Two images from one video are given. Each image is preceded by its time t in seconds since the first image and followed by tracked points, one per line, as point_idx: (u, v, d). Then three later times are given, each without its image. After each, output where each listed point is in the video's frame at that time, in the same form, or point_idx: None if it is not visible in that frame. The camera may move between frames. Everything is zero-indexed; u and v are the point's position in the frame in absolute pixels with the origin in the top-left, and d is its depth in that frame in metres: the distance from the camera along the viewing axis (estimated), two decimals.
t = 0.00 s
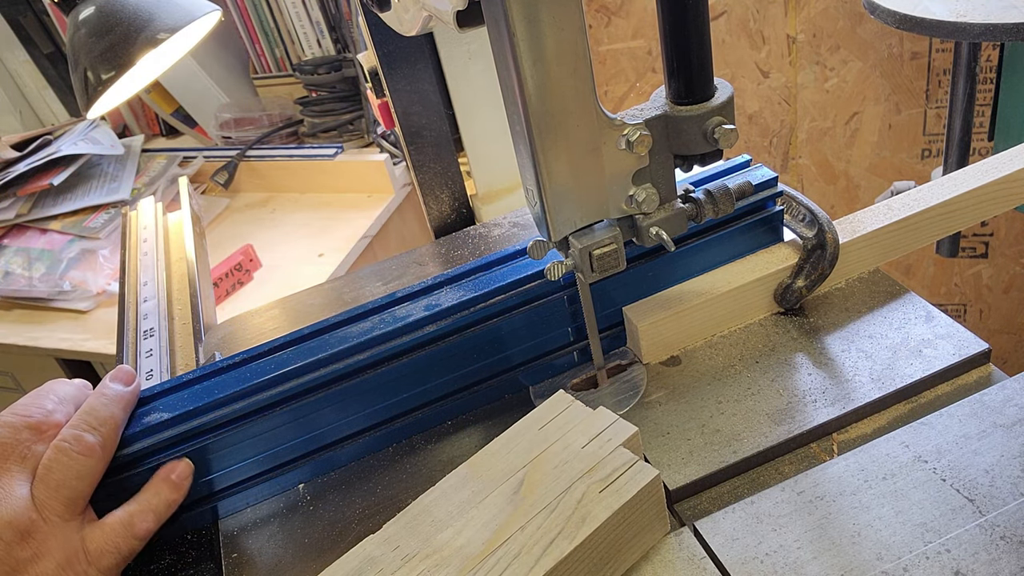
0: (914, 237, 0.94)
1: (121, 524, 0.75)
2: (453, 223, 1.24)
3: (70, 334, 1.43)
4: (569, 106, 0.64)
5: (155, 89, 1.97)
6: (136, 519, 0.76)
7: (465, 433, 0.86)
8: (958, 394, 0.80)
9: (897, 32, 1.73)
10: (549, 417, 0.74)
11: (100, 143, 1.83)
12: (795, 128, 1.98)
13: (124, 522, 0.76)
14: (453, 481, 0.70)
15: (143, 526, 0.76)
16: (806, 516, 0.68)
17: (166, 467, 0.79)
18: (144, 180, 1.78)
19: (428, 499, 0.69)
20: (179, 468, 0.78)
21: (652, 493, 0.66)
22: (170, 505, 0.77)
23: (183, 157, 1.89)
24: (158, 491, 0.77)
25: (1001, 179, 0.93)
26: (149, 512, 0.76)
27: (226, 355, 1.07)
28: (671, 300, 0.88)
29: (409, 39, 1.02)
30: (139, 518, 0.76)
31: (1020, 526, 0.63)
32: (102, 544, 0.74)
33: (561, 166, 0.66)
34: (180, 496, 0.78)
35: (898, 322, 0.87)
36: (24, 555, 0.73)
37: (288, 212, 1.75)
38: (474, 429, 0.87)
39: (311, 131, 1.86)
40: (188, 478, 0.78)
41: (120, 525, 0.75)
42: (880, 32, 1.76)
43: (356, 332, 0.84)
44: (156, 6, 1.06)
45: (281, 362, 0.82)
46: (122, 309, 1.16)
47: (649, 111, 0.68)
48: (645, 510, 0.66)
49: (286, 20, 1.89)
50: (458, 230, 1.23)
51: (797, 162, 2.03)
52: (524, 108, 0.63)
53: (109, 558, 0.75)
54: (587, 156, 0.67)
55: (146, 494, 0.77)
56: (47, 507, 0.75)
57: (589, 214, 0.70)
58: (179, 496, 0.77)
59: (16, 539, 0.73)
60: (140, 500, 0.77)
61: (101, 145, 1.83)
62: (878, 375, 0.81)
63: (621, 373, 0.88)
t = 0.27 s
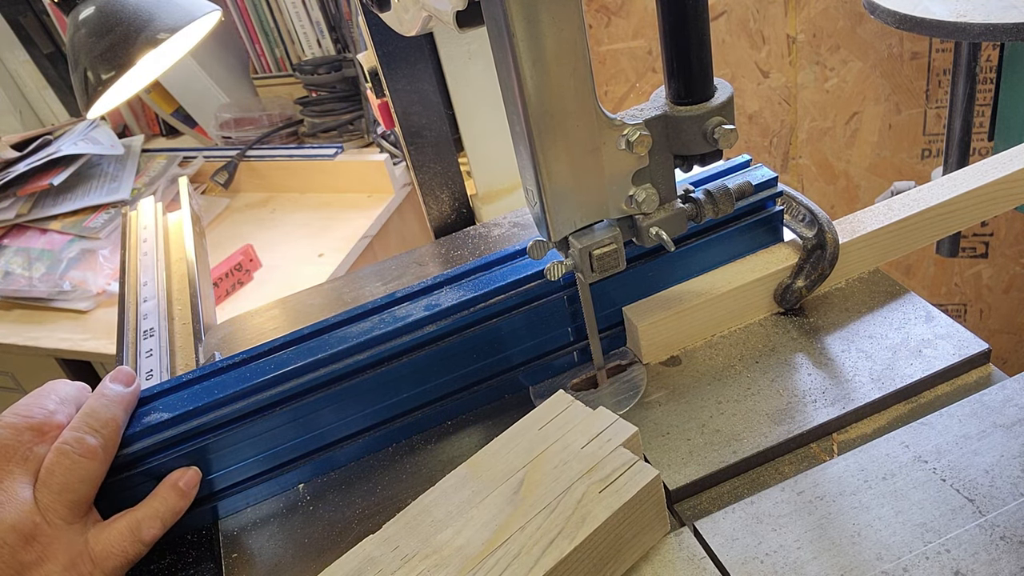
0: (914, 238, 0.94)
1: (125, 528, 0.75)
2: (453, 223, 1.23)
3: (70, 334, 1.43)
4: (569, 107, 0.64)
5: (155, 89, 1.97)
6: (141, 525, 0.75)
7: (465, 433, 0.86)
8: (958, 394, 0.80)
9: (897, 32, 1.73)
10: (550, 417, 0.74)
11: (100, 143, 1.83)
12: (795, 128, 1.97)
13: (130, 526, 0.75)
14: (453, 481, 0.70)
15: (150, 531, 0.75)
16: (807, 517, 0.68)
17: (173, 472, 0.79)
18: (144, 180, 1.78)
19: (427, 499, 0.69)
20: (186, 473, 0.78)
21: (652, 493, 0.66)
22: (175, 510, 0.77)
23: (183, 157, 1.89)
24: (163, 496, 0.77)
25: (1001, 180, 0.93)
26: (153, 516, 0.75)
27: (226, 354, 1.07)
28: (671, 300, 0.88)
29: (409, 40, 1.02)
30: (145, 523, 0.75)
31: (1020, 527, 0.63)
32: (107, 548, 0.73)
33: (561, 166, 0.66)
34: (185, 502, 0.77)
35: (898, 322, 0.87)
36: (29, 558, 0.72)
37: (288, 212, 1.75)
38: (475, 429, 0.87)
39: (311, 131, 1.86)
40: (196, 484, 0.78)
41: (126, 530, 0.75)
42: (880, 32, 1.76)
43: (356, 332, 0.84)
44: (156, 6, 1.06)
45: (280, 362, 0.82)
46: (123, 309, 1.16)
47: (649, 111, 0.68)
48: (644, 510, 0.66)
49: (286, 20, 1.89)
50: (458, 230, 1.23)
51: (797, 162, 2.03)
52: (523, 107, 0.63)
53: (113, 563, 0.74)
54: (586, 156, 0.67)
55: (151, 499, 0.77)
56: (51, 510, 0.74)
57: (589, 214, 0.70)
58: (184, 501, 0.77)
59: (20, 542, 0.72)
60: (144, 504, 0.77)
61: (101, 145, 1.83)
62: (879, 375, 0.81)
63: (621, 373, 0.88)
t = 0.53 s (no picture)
0: (914, 238, 0.95)
1: (128, 529, 0.74)
2: (454, 223, 1.23)
3: (70, 334, 1.43)
4: (570, 107, 0.64)
5: (155, 89, 1.96)
6: (143, 527, 0.75)
7: (466, 431, 0.86)
8: (958, 394, 0.80)
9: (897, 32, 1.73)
10: (551, 416, 0.74)
11: (100, 143, 1.83)
12: (795, 128, 1.97)
13: (131, 528, 0.75)
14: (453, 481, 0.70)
15: (151, 533, 0.75)
16: (807, 516, 0.68)
17: (174, 472, 0.79)
18: (144, 180, 1.78)
19: (428, 499, 0.69)
20: (189, 475, 0.78)
21: (653, 494, 0.66)
22: (177, 512, 0.77)
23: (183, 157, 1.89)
24: (165, 497, 0.77)
25: (1000, 180, 0.93)
26: (157, 517, 0.76)
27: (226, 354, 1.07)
28: (671, 300, 0.88)
29: (408, 39, 1.02)
30: (147, 525, 0.75)
31: (1020, 526, 0.63)
32: (109, 550, 0.73)
33: (562, 167, 0.66)
34: (187, 504, 0.77)
35: (898, 322, 0.87)
36: (31, 559, 0.71)
37: (288, 212, 1.74)
38: (475, 428, 0.87)
39: (311, 131, 1.86)
40: (198, 484, 0.78)
41: (128, 531, 0.74)
42: (880, 32, 1.76)
43: (358, 333, 0.84)
44: (156, 6, 1.06)
45: (281, 362, 0.82)
46: (123, 309, 1.16)
47: (650, 111, 0.69)
48: (644, 510, 0.66)
49: (286, 20, 1.89)
50: (459, 230, 1.23)
51: (797, 162, 2.03)
52: (524, 107, 0.63)
53: (114, 565, 0.73)
54: (587, 156, 0.67)
55: (153, 500, 0.77)
56: (52, 512, 0.73)
57: (589, 214, 0.70)
58: (186, 503, 0.77)
59: (22, 544, 0.71)
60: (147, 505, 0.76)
61: (101, 145, 1.83)
62: (879, 375, 0.81)
63: (621, 373, 0.88)
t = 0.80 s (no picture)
0: (901, 232, 0.95)
1: (132, 512, 0.76)
2: (454, 222, 1.23)
3: (70, 334, 1.43)
4: (569, 106, 0.64)
5: (155, 89, 1.97)
6: (146, 507, 0.77)
7: (466, 430, 0.86)
8: (957, 393, 0.80)
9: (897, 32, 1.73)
10: (550, 415, 0.74)
11: (100, 143, 1.83)
12: (795, 128, 1.97)
13: (132, 510, 0.77)
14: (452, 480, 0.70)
15: (152, 515, 0.77)
16: (806, 515, 0.68)
17: (173, 455, 0.81)
18: (144, 180, 1.78)
19: (427, 498, 0.69)
20: (191, 459, 0.80)
21: (652, 493, 0.66)
22: (178, 494, 0.79)
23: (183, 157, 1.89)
24: (166, 480, 0.79)
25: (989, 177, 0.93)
26: (159, 498, 0.78)
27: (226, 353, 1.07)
28: (662, 291, 0.90)
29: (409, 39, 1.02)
30: (147, 508, 0.77)
31: (1019, 525, 0.63)
32: (113, 533, 0.75)
33: (561, 166, 0.67)
34: (186, 487, 0.80)
35: (898, 321, 0.87)
36: (35, 543, 0.71)
37: (288, 212, 1.75)
38: (475, 427, 0.86)
39: (311, 131, 1.86)
40: (198, 470, 0.80)
41: (132, 513, 0.76)
42: (880, 32, 1.76)
43: (354, 321, 0.84)
44: (156, 6, 1.06)
45: (277, 349, 0.83)
46: (123, 309, 1.16)
47: (649, 110, 0.69)
48: (643, 509, 0.66)
49: (287, 20, 1.89)
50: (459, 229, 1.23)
51: (797, 162, 2.03)
52: (523, 106, 0.63)
53: (118, 546, 0.75)
54: (586, 155, 0.67)
55: (154, 482, 0.79)
56: (55, 496, 0.74)
57: (589, 213, 0.70)
58: (186, 487, 0.80)
59: (26, 529, 0.71)
60: (149, 488, 0.78)
61: (101, 145, 1.83)
62: (879, 375, 0.81)
63: (621, 372, 0.88)
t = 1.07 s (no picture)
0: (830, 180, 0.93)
1: (133, 408, 0.90)
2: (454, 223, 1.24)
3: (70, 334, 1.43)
4: (569, 106, 0.64)
5: (155, 89, 1.97)
6: (146, 405, 0.90)
7: (466, 429, 0.86)
8: (957, 394, 0.80)
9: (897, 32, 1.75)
10: (551, 415, 0.74)
11: (100, 143, 1.84)
12: (795, 128, 1.97)
13: (134, 407, 0.90)
14: (451, 481, 0.70)
15: (151, 411, 0.91)
16: (806, 515, 0.68)
17: (167, 365, 0.94)
18: (144, 180, 1.78)
19: (428, 498, 0.69)
20: (182, 366, 0.94)
21: (653, 493, 0.66)
22: (173, 397, 0.93)
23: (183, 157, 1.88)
24: (164, 385, 0.92)
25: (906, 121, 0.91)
26: (157, 399, 0.91)
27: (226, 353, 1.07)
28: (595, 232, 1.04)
29: (409, 39, 1.04)
30: (147, 405, 0.90)
31: (1019, 525, 0.63)
32: (116, 425, 0.88)
33: (562, 166, 0.67)
34: (182, 390, 0.93)
35: (898, 321, 0.87)
36: (49, 432, 0.84)
37: (288, 212, 1.74)
38: (473, 428, 0.86)
39: (311, 131, 1.85)
40: (192, 375, 0.94)
41: (132, 411, 0.89)
42: (880, 31, 1.79)
43: (330, 253, 0.99)
44: (156, 6, 1.06)
45: (264, 276, 0.97)
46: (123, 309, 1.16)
47: (649, 110, 0.69)
48: (643, 509, 0.66)
49: (286, 20, 1.90)
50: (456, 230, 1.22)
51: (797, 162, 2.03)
52: (523, 105, 0.63)
53: (121, 437, 0.88)
54: (586, 154, 0.67)
55: (152, 386, 0.92)
56: (65, 390, 0.88)
57: (589, 213, 0.70)
58: (181, 390, 0.93)
59: (43, 418, 0.85)
60: (147, 390, 0.92)
61: (101, 145, 1.83)
62: (878, 375, 0.81)
63: (621, 372, 0.88)
